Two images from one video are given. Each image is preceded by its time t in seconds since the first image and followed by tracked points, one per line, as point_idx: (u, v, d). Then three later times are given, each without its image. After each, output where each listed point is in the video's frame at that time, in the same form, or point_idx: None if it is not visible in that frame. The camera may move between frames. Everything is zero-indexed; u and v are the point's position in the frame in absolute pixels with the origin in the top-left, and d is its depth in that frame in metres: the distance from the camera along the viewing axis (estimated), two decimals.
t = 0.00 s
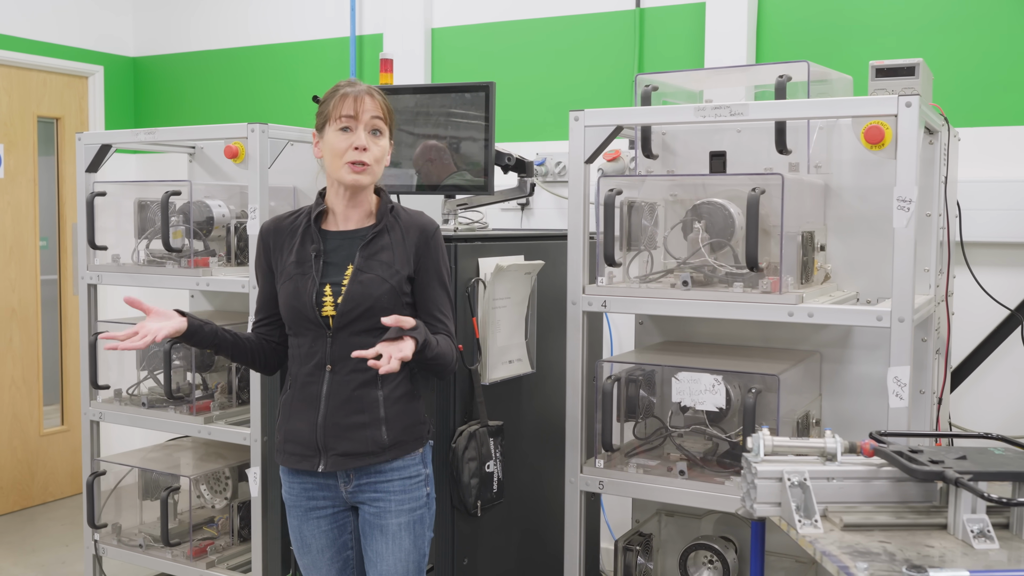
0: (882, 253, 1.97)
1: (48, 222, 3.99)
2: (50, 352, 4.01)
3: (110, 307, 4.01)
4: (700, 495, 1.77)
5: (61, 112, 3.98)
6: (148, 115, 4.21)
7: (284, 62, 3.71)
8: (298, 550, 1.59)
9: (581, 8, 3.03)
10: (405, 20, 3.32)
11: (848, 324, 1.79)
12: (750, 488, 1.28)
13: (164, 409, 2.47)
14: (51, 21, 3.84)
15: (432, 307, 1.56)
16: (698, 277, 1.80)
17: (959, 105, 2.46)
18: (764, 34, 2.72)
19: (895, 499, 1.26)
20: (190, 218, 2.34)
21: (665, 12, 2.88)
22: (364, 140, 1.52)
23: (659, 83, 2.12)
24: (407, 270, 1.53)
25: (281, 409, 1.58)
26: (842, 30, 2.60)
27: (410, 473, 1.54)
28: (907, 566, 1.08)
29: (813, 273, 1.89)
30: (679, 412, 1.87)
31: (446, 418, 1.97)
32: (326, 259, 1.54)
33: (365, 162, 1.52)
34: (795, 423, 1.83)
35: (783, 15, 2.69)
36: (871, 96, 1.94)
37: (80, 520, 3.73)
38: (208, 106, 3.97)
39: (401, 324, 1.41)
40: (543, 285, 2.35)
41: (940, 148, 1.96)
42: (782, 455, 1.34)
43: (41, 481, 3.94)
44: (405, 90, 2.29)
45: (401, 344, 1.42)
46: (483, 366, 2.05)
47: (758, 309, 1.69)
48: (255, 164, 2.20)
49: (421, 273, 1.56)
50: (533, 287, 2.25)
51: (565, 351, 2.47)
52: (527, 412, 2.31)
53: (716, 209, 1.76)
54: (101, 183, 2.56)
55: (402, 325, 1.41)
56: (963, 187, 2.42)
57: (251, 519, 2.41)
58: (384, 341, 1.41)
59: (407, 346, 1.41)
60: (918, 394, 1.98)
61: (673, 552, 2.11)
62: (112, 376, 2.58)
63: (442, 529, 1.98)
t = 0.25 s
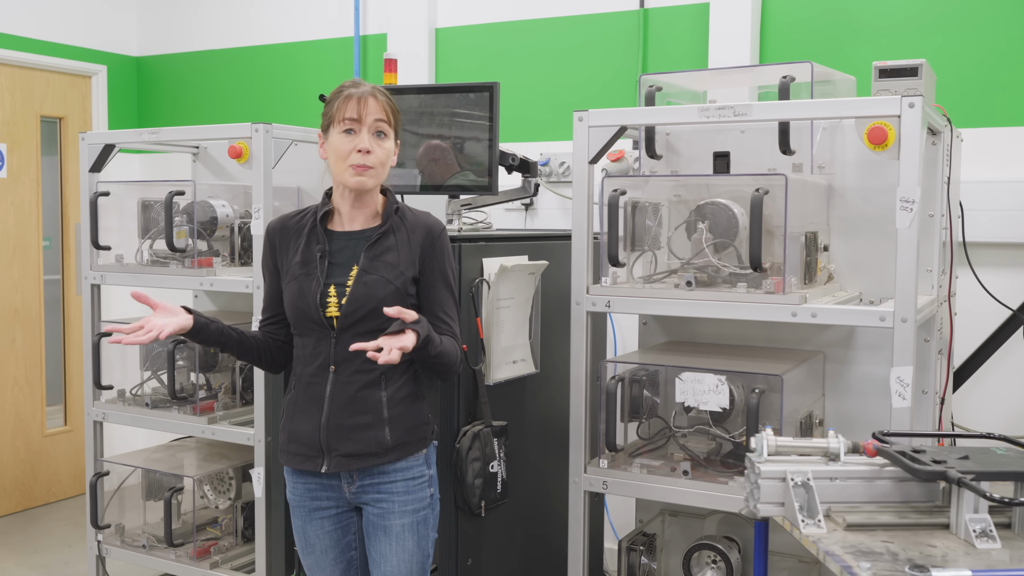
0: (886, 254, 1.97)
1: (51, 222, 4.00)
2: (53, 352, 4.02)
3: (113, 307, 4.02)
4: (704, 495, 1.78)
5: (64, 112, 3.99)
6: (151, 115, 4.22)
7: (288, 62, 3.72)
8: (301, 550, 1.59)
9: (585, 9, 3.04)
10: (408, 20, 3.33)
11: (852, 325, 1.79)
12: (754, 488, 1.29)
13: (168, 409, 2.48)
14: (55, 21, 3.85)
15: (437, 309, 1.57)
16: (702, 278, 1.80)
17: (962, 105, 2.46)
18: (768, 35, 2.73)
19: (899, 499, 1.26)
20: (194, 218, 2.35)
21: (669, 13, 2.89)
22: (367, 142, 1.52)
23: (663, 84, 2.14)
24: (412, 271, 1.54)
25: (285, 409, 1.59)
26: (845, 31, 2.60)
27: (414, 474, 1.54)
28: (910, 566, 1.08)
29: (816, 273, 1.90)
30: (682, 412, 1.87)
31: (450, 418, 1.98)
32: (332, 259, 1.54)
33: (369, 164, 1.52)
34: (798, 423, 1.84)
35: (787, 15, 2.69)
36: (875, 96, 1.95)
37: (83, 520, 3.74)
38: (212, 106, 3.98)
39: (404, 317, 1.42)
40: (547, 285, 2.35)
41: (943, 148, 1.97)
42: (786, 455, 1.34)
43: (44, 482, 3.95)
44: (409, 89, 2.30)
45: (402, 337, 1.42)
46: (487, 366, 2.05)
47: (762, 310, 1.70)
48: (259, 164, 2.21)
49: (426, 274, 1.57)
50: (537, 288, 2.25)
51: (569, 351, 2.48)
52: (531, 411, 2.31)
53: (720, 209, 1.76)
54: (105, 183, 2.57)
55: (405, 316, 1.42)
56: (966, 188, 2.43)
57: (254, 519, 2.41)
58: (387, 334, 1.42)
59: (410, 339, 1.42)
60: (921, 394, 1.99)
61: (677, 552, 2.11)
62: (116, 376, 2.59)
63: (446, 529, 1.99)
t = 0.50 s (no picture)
0: (888, 257, 1.97)
1: (54, 226, 4.02)
2: (56, 356, 4.03)
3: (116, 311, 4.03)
4: (706, 499, 1.78)
5: (67, 116, 4.01)
6: (154, 119, 4.23)
7: (290, 66, 3.73)
8: (305, 553, 1.60)
9: (587, 12, 3.04)
10: (410, 24, 3.34)
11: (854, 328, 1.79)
12: (756, 492, 1.29)
13: (171, 413, 2.48)
14: (58, 26, 3.87)
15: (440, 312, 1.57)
16: (704, 281, 1.80)
17: (965, 108, 2.46)
18: (770, 38, 2.73)
19: (901, 503, 1.26)
20: (196, 223, 2.36)
21: (671, 16, 2.89)
22: (359, 148, 1.53)
23: (665, 87, 2.13)
24: (414, 274, 1.54)
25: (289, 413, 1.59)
26: (846, 34, 2.61)
27: (416, 478, 1.55)
28: (911, 569, 1.08)
29: (818, 276, 1.90)
30: (685, 416, 1.87)
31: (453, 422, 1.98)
32: (334, 263, 1.55)
33: (362, 170, 1.53)
34: (800, 426, 1.84)
35: (790, 17, 2.69)
36: (877, 99, 1.95)
37: (87, 524, 3.74)
38: (214, 110, 3.98)
39: (394, 336, 1.37)
40: (549, 289, 2.36)
41: (946, 151, 1.97)
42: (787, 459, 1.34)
43: (48, 485, 3.96)
44: (411, 93, 2.31)
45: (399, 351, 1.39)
46: (489, 370, 2.05)
47: (764, 313, 1.70)
48: (261, 168, 2.21)
49: (428, 276, 1.56)
50: (540, 292, 2.25)
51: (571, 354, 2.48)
52: (533, 415, 2.31)
53: (722, 213, 1.76)
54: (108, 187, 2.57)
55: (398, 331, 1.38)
56: (968, 190, 2.42)
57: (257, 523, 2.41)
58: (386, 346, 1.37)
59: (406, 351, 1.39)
60: (923, 397, 1.99)
61: (680, 555, 2.11)
62: (119, 381, 2.58)
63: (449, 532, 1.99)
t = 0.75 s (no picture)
0: (887, 256, 1.97)
1: (55, 226, 4.01)
2: (57, 356, 4.03)
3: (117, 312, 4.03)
4: (706, 498, 1.78)
5: (68, 117, 4.01)
6: (154, 119, 4.23)
7: (290, 66, 3.73)
8: (303, 550, 1.61)
9: (586, 12, 3.04)
10: (410, 24, 3.34)
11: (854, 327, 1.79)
12: (755, 492, 1.29)
13: (171, 413, 2.47)
14: (58, 26, 3.87)
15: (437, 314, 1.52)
16: (703, 280, 1.80)
17: (964, 107, 2.46)
18: (770, 37, 2.73)
19: (901, 503, 1.25)
20: (196, 223, 2.36)
21: (670, 15, 2.89)
22: (304, 150, 1.52)
23: (664, 86, 2.13)
24: (408, 275, 1.50)
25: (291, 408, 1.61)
26: (846, 33, 2.60)
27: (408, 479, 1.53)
28: (911, 569, 1.08)
29: (818, 276, 1.89)
30: (684, 415, 1.87)
31: (453, 422, 1.98)
32: (332, 261, 1.55)
33: (311, 171, 1.52)
34: (800, 425, 1.83)
35: (789, 17, 2.69)
36: (876, 98, 1.94)
37: (88, 524, 3.74)
38: (214, 110, 3.98)
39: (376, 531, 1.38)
40: (549, 289, 2.35)
41: (945, 150, 1.96)
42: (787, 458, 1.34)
43: (49, 486, 3.96)
44: (411, 93, 2.31)
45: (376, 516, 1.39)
46: (489, 370, 2.05)
47: (764, 312, 1.70)
48: (260, 168, 2.21)
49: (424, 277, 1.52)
50: (539, 291, 2.25)
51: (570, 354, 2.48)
52: (533, 414, 2.31)
53: (721, 212, 1.76)
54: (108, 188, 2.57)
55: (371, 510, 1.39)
56: (968, 189, 2.42)
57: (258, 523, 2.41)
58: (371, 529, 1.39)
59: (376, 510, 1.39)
60: (923, 396, 1.99)
61: (680, 555, 2.11)
62: (119, 381, 2.59)
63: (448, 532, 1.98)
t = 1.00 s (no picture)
0: (890, 258, 1.97)
1: (58, 228, 4.02)
2: (60, 358, 4.04)
3: (119, 314, 4.04)
4: (708, 500, 1.78)
5: (70, 119, 4.02)
6: (157, 121, 4.24)
7: (292, 68, 3.74)
8: (303, 544, 1.64)
9: (588, 14, 3.05)
10: (412, 27, 3.34)
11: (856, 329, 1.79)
12: (758, 493, 1.29)
13: (174, 415, 2.48)
14: (60, 29, 3.88)
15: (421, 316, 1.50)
16: (706, 282, 1.80)
17: (967, 108, 2.46)
18: (772, 39, 2.73)
19: (903, 504, 1.26)
20: (199, 225, 2.36)
21: (672, 18, 2.89)
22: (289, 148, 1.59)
23: (667, 88, 2.14)
24: (387, 277, 1.50)
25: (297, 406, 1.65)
26: (849, 34, 2.61)
27: (394, 482, 1.52)
28: (914, 571, 1.08)
29: (821, 277, 1.89)
30: (687, 417, 1.87)
31: (456, 424, 1.98)
32: (325, 261, 1.59)
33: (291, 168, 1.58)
34: (803, 427, 1.83)
35: (791, 18, 2.69)
36: (879, 100, 1.95)
37: (91, 526, 3.75)
38: (217, 112, 3.99)
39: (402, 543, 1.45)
40: (552, 291, 2.36)
41: (948, 151, 1.96)
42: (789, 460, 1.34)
43: (52, 487, 3.97)
44: (414, 95, 2.31)
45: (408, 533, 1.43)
46: (492, 371, 2.06)
47: (767, 313, 1.70)
48: (263, 171, 2.22)
49: (405, 279, 1.50)
50: (542, 293, 2.26)
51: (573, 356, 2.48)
52: (535, 416, 2.31)
53: (724, 214, 1.76)
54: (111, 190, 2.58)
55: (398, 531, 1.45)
56: (970, 191, 2.42)
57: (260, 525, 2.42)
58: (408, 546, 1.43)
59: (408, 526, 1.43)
60: (925, 398, 1.99)
61: (682, 556, 2.11)
62: (122, 383, 2.60)
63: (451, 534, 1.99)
